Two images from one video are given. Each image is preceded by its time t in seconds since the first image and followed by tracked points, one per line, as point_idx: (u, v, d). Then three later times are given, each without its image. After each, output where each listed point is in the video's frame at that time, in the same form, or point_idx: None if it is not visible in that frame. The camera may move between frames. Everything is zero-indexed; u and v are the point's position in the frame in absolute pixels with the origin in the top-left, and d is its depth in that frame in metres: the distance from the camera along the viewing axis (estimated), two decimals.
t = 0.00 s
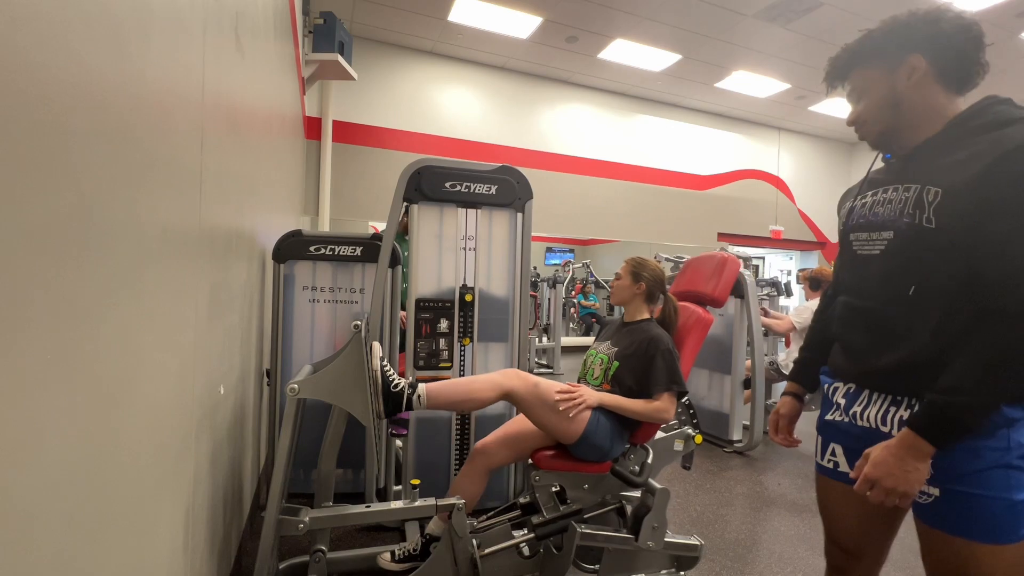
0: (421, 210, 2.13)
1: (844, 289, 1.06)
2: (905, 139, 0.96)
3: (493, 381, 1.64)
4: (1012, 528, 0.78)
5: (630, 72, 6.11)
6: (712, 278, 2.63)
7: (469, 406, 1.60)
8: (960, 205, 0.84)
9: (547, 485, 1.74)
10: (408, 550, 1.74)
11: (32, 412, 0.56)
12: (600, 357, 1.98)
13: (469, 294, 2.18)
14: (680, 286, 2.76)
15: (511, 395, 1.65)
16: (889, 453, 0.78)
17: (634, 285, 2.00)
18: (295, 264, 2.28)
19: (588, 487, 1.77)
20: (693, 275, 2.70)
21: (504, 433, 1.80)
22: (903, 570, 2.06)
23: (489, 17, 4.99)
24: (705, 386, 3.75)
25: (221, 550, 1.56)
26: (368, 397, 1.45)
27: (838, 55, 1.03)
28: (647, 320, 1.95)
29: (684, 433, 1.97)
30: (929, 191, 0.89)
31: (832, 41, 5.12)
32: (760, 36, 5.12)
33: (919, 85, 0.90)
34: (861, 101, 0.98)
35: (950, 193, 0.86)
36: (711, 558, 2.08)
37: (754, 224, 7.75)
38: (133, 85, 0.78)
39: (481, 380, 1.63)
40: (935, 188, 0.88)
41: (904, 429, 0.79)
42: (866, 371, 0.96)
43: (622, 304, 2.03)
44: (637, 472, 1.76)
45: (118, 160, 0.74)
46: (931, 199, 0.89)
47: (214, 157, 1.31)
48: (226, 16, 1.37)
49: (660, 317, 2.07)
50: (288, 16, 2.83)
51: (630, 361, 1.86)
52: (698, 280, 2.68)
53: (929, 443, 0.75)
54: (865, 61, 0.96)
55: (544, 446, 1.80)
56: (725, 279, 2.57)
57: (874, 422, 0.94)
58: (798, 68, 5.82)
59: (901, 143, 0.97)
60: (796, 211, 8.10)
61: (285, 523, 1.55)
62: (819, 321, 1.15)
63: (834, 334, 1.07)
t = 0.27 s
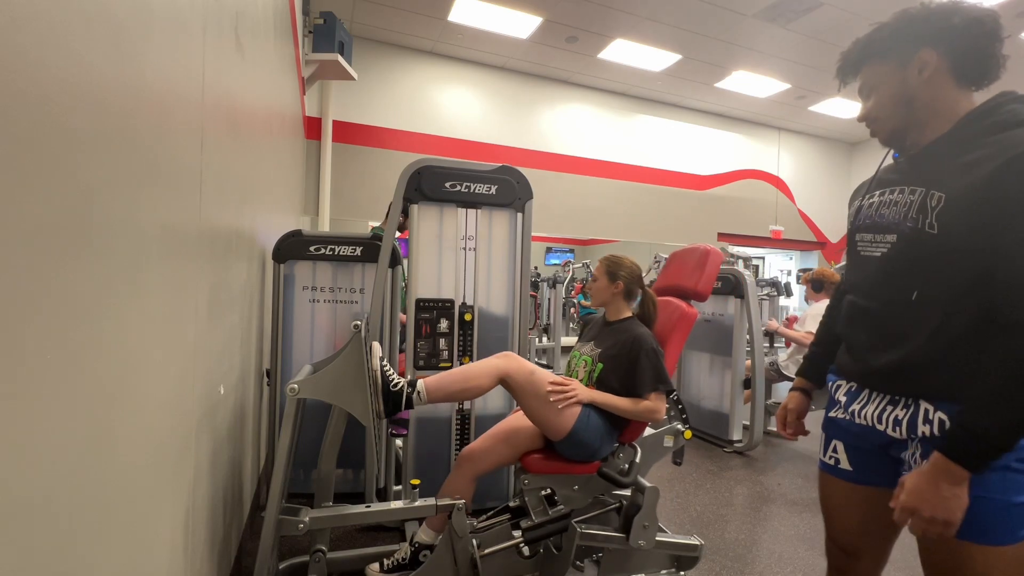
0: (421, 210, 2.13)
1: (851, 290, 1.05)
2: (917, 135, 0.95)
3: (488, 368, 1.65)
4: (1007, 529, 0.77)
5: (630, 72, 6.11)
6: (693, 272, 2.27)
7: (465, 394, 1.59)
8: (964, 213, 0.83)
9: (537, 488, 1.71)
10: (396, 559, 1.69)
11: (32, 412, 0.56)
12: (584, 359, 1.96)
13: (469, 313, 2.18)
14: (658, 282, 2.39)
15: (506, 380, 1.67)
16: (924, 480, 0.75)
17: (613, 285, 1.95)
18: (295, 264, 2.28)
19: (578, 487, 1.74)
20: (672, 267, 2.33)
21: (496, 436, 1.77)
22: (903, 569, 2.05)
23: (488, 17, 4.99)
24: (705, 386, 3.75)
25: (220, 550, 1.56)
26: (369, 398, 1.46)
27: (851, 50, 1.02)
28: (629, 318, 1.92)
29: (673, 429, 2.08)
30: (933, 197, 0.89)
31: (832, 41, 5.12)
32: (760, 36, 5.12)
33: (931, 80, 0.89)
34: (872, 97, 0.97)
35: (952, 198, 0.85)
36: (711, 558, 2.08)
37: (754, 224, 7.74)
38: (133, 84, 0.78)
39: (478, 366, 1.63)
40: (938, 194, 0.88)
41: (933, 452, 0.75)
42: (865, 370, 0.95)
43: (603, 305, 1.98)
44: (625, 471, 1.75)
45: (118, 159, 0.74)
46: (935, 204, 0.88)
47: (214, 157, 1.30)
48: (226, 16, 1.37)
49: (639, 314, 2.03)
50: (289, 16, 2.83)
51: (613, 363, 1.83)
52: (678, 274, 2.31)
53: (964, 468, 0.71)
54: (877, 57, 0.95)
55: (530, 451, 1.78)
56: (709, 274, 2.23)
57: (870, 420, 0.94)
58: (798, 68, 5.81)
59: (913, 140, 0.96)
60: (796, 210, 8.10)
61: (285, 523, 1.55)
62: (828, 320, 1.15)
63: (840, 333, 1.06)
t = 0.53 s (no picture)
0: (421, 210, 2.12)
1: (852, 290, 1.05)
2: (908, 136, 0.94)
3: (486, 358, 1.65)
4: (1005, 530, 0.75)
5: (630, 72, 6.11)
6: (678, 268, 2.17)
7: (463, 386, 1.59)
8: (940, 217, 0.83)
9: (528, 491, 1.67)
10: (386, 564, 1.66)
11: (33, 412, 0.56)
12: (568, 363, 1.94)
13: (468, 329, 2.17)
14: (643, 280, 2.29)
15: (502, 373, 1.67)
16: (926, 488, 0.75)
17: (586, 287, 1.93)
18: (295, 264, 2.28)
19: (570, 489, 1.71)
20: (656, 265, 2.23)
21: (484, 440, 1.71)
22: (904, 570, 2.05)
23: (488, 17, 4.99)
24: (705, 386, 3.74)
25: (220, 550, 1.55)
26: (368, 397, 1.45)
27: (847, 50, 1.02)
28: (609, 318, 1.89)
29: (664, 425, 2.05)
30: (914, 201, 0.90)
31: (832, 41, 5.11)
32: (760, 36, 5.12)
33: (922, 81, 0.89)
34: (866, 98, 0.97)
35: (931, 202, 0.86)
36: (712, 558, 2.08)
37: (754, 224, 7.74)
38: (134, 83, 0.78)
39: (477, 357, 1.64)
40: (918, 198, 0.89)
41: (932, 460, 0.75)
42: (857, 369, 0.96)
43: (581, 306, 1.97)
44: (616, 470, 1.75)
45: (118, 158, 0.73)
46: (916, 208, 0.89)
47: (214, 157, 1.30)
48: (226, 16, 1.37)
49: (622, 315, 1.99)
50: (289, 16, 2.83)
51: (597, 365, 1.81)
52: (664, 271, 2.21)
53: (961, 474, 0.71)
54: (872, 56, 0.95)
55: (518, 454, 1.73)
56: (694, 268, 2.11)
57: (865, 418, 0.94)
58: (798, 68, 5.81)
59: (905, 140, 0.95)
60: (796, 210, 8.09)
61: (285, 523, 1.55)
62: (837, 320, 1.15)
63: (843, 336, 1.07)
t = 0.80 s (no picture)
0: (421, 210, 2.13)
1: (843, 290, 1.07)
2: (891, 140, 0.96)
3: (485, 355, 1.66)
4: (982, 523, 0.79)
5: (630, 72, 6.11)
6: (671, 265, 2.17)
7: (463, 382, 1.59)
8: (914, 216, 0.86)
9: (523, 492, 1.67)
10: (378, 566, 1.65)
11: (33, 411, 0.56)
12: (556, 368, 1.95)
13: (468, 336, 2.17)
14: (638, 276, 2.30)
15: (501, 369, 1.67)
16: (855, 455, 0.82)
17: (557, 299, 1.91)
18: (295, 264, 2.28)
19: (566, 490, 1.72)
20: (649, 263, 2.24)
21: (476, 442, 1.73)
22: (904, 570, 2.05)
23: (488, 17, 4.99)
24: (705, 385, 3.75)
25: (220, 550, 1.56)
26: (368, 396, 1.46)
27: (833, 55, 1.03)
28: (590, 321, 1.88)
29: (659, 424, 2.06)
30: (894, 201, 0.92)
31: (832, 41, 5.11)
32: (760, 36, 5.12)
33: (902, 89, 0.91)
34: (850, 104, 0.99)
35: (907, 202, 0.88)
36: (711, 558, 2.08)
37: (754, 224, 7.74)
38: (134, 83, 0.78)
39: (477, 352, 1.64)
40: (896, 198, 0.92)
41: (865, 431, 0.83)
42: (848, 367, 0.98)
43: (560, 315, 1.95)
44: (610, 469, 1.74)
45: (118, 157, 0.74)
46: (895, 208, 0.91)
47: (214, 157, 1.30)
48: (226, 16, 1.37)
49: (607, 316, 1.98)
50: (289, 16, 2.83)
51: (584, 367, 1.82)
52: (657, 268, 2.22)
53: (888, 443, 0.79)
54: (854, 63, 0.96)
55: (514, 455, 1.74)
56: (686, 267, 2.12)
57: (854, 415, 0.96)
58: (797, 68, 5.81)
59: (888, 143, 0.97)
60: (796, 210, 8.09)
61: (285, 523, 1.55)
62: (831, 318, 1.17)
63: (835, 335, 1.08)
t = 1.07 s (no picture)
0: (421, 211, 2.12)
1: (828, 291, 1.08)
2: (865, 150, 1.00)
3: (483, 352, 1.65)
4: (969, 516, 0.79)
5: (630, 72, 6.11)
6: (662, 263, 2.16)
7: (461, 380, 1.59)
8: (895, 218, 0.87)
9: (518, 494, 1.66)
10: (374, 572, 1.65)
11: (32, 412, 0.56)
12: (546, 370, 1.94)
13: (468, 344, 2.18)
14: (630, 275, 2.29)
15: (498, 366, 1.68)
16: (826, 432, 0.86)
17: (544, 308, 1.91)
18: (295, 264, 2.28)
19: (560, 491, 1.71)
20: (640, 260, 2.22)
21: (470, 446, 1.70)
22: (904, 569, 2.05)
23: (489, 17, 4.99)
24: (704, 385, 3.75)
25: (220, 550, 1.56)
26: (368, 395, 1.45)
27: (806, 71, 1.07)
28: (580, 323, 1.88)
29: (655, 422, 2.03)
30: (873, 202, 0.94)
31: (832, 42, 5.11)
32: (760, 36, 5.12)
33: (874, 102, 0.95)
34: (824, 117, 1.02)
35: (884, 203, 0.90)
36: (711, 558, 2.08)
37: (754, 224, 7.74)
38: (133, 83, 0.78)
39: (475, 349, 1.64)
40: (876, 200, 0.93)
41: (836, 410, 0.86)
42: (835, 367, 0.98)
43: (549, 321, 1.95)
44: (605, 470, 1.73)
45: (118, 157, 0.73)
46: (874, 209, 0.93)
47: (214, 158, 1.30)
48: (227, 15, 1.37)
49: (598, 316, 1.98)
50: (289, 16, 2.82)
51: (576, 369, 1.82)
52: (648, 266, 2.20)
53: (854, 420, 0.82)
54: (827, 78, 1.00)
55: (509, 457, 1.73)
56: (678, 264, 2.11)
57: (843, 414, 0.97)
58: (798, 68, 5.81)
59: (862, 154, 1.00)
60: (796, 210, 8.09)
61: (285, 523, 1.55)
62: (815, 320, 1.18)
63: (819, 334, 1.08)
